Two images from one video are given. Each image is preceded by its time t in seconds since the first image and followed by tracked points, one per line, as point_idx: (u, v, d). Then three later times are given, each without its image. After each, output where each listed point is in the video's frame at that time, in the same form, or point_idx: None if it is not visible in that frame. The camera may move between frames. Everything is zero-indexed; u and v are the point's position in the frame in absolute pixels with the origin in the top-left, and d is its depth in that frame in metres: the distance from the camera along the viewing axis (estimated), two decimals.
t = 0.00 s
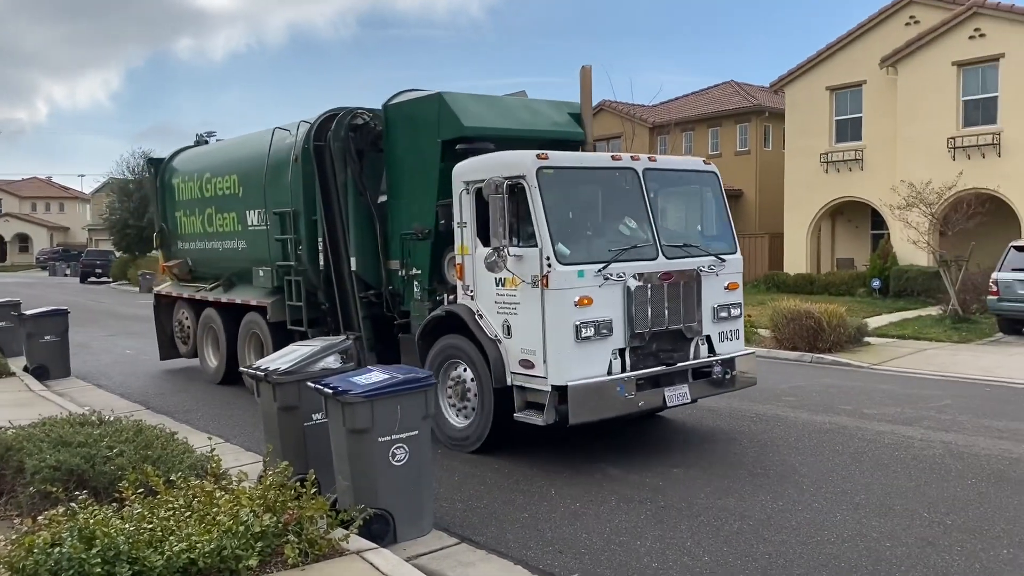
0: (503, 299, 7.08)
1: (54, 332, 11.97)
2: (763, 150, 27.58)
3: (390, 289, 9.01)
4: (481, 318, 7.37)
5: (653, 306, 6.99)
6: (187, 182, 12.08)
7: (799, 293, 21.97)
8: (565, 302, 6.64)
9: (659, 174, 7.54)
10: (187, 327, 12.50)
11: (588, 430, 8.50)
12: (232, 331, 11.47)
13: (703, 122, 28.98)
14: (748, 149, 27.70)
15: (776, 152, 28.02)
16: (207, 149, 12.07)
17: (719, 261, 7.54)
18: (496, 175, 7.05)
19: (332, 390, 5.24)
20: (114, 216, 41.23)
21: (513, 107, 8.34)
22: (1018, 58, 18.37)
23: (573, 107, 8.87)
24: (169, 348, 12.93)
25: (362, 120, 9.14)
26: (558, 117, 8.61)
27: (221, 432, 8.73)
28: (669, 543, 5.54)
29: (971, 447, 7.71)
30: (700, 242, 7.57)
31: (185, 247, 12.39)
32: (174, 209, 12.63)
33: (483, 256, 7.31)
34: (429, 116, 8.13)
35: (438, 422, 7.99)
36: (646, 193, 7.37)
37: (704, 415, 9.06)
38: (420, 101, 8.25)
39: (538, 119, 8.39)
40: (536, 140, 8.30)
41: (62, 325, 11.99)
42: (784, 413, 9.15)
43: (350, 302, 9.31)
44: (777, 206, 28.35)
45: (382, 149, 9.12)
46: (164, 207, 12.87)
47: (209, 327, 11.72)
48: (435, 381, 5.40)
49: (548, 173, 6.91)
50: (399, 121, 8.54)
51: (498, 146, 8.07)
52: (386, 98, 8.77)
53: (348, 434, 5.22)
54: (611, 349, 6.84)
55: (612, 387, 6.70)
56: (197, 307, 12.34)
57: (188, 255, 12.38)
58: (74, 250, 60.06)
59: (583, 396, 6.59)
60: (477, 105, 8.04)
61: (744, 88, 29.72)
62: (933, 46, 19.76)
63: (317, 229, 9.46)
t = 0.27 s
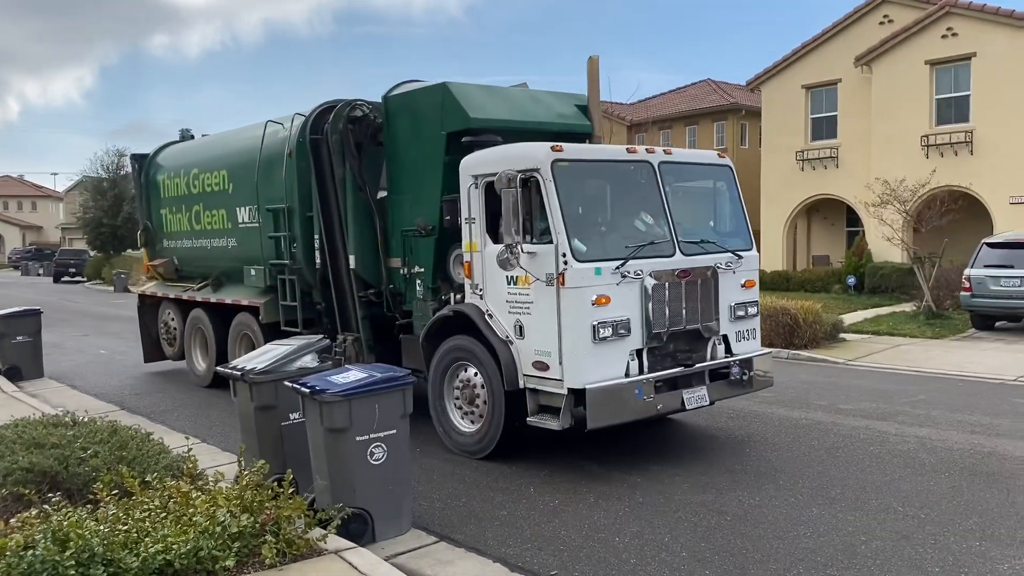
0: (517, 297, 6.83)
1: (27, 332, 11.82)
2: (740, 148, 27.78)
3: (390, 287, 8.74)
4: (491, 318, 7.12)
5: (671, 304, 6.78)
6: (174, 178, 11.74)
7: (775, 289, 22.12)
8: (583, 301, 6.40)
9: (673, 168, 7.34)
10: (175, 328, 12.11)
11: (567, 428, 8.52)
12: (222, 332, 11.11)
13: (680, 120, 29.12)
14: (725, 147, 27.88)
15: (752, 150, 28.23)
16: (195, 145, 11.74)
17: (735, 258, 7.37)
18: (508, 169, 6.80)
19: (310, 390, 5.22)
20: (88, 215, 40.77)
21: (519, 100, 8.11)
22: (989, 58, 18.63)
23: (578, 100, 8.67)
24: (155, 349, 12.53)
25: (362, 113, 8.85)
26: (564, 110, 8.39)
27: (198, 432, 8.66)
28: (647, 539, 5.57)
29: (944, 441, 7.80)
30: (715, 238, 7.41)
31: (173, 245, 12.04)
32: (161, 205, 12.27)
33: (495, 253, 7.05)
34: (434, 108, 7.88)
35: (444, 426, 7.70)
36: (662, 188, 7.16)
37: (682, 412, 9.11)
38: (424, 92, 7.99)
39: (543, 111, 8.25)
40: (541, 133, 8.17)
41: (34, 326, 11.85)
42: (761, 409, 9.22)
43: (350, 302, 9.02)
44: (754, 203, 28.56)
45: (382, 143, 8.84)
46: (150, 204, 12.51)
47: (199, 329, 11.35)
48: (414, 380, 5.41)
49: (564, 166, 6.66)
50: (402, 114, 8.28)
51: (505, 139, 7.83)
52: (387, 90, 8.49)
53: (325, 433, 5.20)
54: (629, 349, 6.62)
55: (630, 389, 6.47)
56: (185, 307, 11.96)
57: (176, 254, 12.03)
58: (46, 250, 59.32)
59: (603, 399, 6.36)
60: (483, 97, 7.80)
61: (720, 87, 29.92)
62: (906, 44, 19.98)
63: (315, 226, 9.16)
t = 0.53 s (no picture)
0: (530, 296, 6.52)
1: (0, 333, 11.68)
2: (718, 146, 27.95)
3: (391, 287, 8.40)
4: (502, 317, 6.81)
5: (688, 303, 6.51)
6: (158, 174, 11.31)
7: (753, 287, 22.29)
8: (601, 300, 6.11)
9: (689, 161, 7.04)
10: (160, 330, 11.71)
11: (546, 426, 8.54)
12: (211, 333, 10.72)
13: (659, 118, 29.24)
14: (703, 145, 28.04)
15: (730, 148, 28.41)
16: (180, 139, 11.31)
17: (753, 254, 7.09)
18: (519, 162, 6.50)
19: (288, 389, 5.20)
20: (62, 214, 40.33)
21: (526, 91, 7.80)
22: (963, 57, 18.84)
23: (585, 91, 8.37)
24: (139, 352, 12.11)
25: (361, 106, 8.50)
26: (572, 101, 8.08)
27: (175, 433, 8.60)
28: (625, 536, 5.60)
29: (919, 436, 7.89)
30: (732, 234, 7.12)
31: (159, 244, 11.60)
32: (145, 203, 11.81)
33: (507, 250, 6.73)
34: (439, 100, 7.56)
35: (450, 431, 7.40)
36: (679, 181, 6.86)
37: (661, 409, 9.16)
38: (429, 83, 7.68)
39: (553, 104, 7.92)
40: (552, 126, 7.83)
41: (8, 326, 11.71)
42: (739, 406, 9.29)
43: (349, 302, 8.67)
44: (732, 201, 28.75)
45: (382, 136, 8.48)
46: (134, 201, 12.05)
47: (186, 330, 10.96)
48: (393, 378, 5.41)
49: (579, 159, 6.35)
50: (404, 105, 7.96)
51: (513, 131, 7.53)
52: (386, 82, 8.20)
53: (303, 433, 5.18)
54: (648, 351, 6.34)
55: (648, 392, 6.20)
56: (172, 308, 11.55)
57: (161, 253, 11.59)
58: (20, 250, 58.58)
59: (621, 402, 6.08)
60: (490, 88, 7.49)
61: (698, 85, 30.07)
62: (882, 43, 20.15)
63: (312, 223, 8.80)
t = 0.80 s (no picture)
0: (545, 296, 6.31)
1: None
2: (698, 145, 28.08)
3: (394, 287, 8.07)
4: (514, 318, 6.59)
5: (707, 303, 6.35)
6: (147, 171, 10.89)
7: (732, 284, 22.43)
8: (621, 300, 5.92)
9: (705, 156, 6.87)
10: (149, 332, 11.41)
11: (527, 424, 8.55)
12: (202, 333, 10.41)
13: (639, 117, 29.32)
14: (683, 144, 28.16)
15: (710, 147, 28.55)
16: (170, 135, 10.89)
17: (769, 252, 6.95)
18: (532, 157, 6.29)
19: (267, 389, 5.18)
20: (39, 212, 39.92)
21: (534, 84, 7.56)
22: (939, 57, 19.02)
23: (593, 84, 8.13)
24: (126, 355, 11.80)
25: (362, 99, 8.10)
26: (581, 96, 7.81)
27: (154, 434, 8.54)
28: (606, 533, 5.62)
29: (896, 432, 7.97)
30: (748, 232, 6.96)
31: (147, 242, 11.20)
32: (132, 200, 11.40)
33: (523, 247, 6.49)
34: (444, 92, 7.29)
35: (460, 437, 7.15)
36: (695, 178, 6.69)
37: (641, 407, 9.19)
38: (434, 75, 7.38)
39: (562, 97, 7.67)
40: (561, 119, 7.57)
41: None
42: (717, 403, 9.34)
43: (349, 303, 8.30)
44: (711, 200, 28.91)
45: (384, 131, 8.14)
46: (121, 198, 11.64)
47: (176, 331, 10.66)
48: (373, 377, 5.41)
49: (596, 154, 6.16)
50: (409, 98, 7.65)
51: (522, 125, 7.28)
52: (388, 75, 7.88)
53: (283, 433, 5.16)
54: (666, 353, 6.17)
55: (670, 395, 6.02)
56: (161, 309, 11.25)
57: (150, 252, 11.20)
58: None
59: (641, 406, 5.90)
60: (498, 81, 7.24)
61: (679, 84, 30.19)
62: (860, 43, 20.30)
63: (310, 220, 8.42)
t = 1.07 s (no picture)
0: (564, 297, 6.05)
1: None
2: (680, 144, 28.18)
3: (399, 287, 7.83)
4: (529, 319, 6.33)
5: (730, 303, 6.14)
6: (137, 168, 10.60)
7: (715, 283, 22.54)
8: (645, 301, 5.66)
9: (726, 152, 6.64)
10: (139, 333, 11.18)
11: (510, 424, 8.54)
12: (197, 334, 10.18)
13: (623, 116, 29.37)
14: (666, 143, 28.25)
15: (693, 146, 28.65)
16: (161, 131, 10.59)
17: (790, 251, 6.76)
18: (551, 152, 6.01)
19: (248, 389, 5.15)
20: (17, 211, 39.49)
21: (545, 77, 7.31)
22: (918, 57, 19.18)
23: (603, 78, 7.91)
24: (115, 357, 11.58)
25: (365, 93, 7.89)
26: (592, 89, 7.60)
27: (134, 434, 8.47)
28: (589, 532, 5.62)
29: (877, 430, 8.02)
30: (768, 230, 6.76)
31: (138, 242, 10.92)
32: (121, 198, 11.10)
33: (541, 246, 6.22)
34: (454, 85, 7.01)
35: (472, 442, 6.90)
36: (717, 173, 6.46)
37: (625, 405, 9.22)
38: (442, 67, 7.12)
39: (573, 90, 7.41)
40: (572, 113, 7.32)
41: None
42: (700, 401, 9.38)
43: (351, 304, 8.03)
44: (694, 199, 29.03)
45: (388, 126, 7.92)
46: (110, 196, 11.34)
47: (169, 332, 10.43)
48: (354, 377, 5.40)
49: (617, 148, 5.90)
50: (414, 92, 7.40)
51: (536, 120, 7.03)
52: (393, 68, 7.58)
53: (264, 433, 5.13)
54: (691, 355, 5.94)
55: (694, 399, 5.80)
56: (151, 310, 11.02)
57: (142, 252, 10.91)
58: None
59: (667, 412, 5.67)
60: (510, 74, 6.98)
61: (662, 84, 30.29)
62: (840, 42, 20.42)
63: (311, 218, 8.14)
